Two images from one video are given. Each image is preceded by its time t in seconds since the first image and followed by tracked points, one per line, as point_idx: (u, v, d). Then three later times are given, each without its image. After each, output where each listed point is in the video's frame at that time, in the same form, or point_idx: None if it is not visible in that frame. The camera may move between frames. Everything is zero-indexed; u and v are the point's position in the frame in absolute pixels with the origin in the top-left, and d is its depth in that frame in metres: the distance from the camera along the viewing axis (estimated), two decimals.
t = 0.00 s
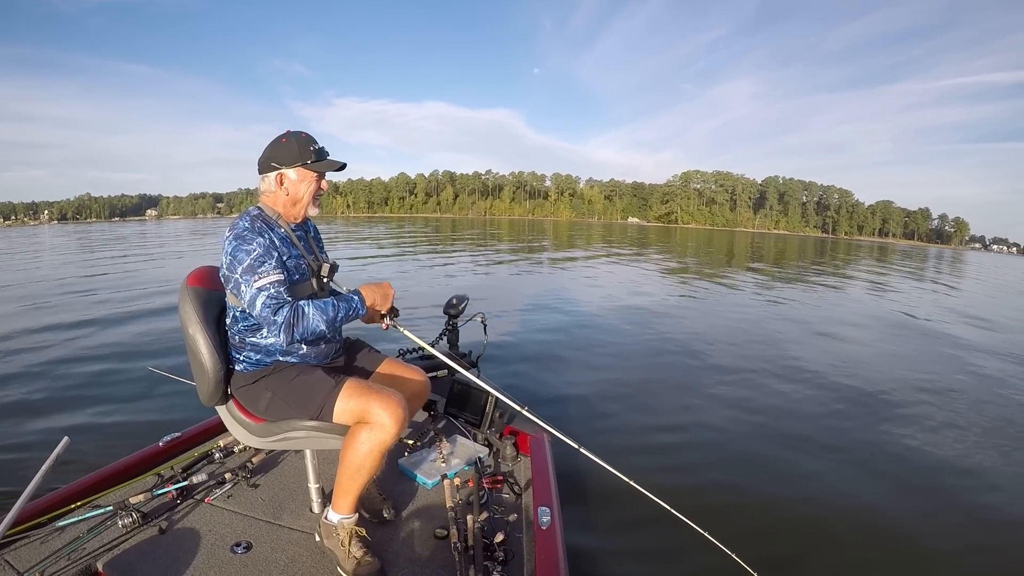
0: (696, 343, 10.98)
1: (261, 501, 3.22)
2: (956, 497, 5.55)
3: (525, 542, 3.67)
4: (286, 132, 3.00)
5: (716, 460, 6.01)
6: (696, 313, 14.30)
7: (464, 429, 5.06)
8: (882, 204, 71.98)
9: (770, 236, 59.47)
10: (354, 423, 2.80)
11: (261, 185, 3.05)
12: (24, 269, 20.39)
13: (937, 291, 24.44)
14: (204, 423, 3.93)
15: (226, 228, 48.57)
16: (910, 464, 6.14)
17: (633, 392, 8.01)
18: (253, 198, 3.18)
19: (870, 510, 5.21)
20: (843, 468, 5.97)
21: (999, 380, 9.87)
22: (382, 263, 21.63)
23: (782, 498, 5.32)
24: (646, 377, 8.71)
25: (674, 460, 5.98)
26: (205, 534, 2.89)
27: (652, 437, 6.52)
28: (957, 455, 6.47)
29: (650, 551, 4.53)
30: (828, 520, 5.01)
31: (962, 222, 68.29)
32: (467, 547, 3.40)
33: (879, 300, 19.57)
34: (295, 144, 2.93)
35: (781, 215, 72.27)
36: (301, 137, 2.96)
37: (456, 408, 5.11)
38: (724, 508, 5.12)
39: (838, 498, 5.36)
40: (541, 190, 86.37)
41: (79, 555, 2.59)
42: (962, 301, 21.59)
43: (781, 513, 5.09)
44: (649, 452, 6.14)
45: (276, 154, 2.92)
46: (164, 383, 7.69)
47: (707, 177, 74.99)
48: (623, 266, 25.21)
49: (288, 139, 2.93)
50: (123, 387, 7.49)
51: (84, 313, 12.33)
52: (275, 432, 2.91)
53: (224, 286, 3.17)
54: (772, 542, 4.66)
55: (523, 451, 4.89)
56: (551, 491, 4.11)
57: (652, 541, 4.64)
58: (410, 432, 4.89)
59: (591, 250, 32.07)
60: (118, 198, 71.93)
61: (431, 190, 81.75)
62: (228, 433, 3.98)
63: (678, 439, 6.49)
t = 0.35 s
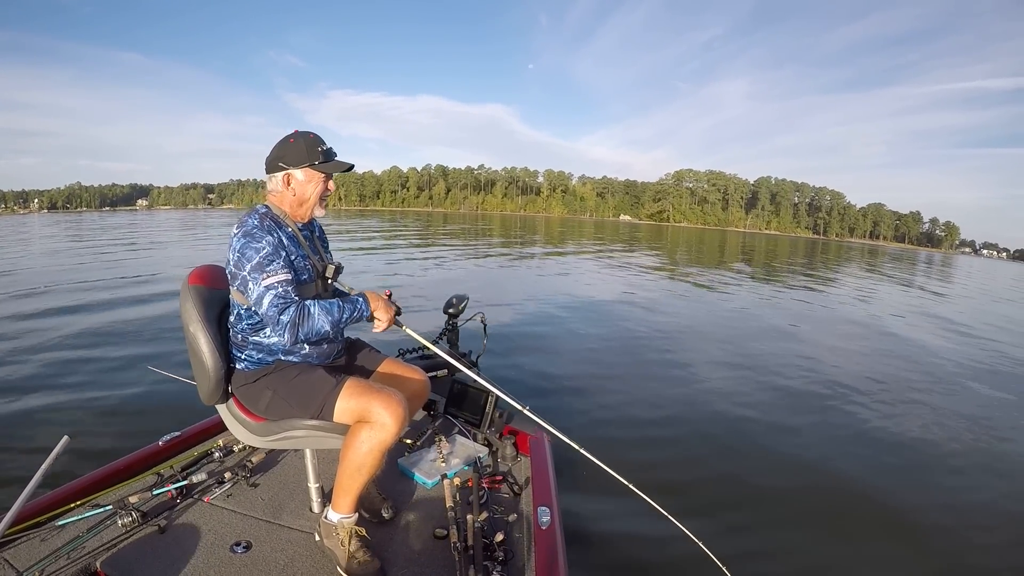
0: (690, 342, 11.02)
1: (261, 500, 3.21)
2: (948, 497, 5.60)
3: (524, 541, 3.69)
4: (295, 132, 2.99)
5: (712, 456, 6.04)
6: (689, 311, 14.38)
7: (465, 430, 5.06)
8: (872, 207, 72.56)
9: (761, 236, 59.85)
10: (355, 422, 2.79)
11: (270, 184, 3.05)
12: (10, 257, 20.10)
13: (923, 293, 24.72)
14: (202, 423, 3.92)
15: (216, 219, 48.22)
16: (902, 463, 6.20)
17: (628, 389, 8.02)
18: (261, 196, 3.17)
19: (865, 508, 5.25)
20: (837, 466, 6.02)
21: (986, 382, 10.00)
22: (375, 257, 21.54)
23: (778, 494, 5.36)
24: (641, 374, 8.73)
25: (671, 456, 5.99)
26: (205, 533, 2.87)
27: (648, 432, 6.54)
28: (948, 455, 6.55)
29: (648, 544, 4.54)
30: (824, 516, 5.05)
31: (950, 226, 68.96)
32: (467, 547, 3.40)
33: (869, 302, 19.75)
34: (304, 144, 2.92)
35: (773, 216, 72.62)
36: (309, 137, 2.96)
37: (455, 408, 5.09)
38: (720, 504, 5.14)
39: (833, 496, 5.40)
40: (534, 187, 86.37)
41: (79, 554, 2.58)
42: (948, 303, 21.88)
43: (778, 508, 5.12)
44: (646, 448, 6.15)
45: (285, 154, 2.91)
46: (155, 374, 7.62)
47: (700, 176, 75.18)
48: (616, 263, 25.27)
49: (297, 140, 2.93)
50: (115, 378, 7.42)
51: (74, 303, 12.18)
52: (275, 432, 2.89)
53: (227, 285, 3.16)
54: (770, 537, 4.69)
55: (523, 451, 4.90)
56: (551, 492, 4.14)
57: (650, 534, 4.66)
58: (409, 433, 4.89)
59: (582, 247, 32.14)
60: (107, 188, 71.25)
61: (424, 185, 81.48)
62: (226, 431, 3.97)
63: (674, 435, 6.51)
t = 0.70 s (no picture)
0: (686, 342, 11.06)
1: (260, 501, 3.21)
2: (944, 492, 5.64)
3: (524, 541, 3.71)
4: (296, 133, 3.01)
5: (709, 454, 6.07)
6: (683, 312, 14.43)
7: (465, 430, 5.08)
8: (864, 207, 73.03)
9: (753, 237, 60.17)
10: (354, 422, 2.79)
11: (269, 184, 3.06)
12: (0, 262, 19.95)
13: (916, 293, 24.87)
14: (201, 424, 3.90)
15: (208, 224, 48.03)
16: (898, 459, 6.24)
17: (625, 388, 8.04)
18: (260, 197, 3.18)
19: (863, 503, 5.28)
20: (834, 462, 6.05)
21: (978, 381, 10.09)
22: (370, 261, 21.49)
23: (776, 490, 5.38)
24: (638, 374, 8.76)
25: (669, 454, 6.02)
26: (204, 533, 2.87)
27: (646, 431, 6.55)
28: (942, 451, 6.60)
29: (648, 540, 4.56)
30: (822, 512, 5.08)
31: (942, 226, 69.49)
32: (467, 547, 3.40)
33: (863, 302, 19.83)
34: (305, 145, 2.93)
35: (766, 216, 72.94)
36: (310, 138, 2.97)
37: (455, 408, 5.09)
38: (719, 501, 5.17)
39: (830, 491, 5.43)
40: (526, 189, 86.46)
41: (79, 555, 2.57)
42: (939, 303, 22.03)
43: (776, 504, 5.15)
44: (644, 447, 6.17)
45: (285, 154, 2.93)
46: (150, 378, 7.57)
47: (693, 178, 75.44)
48: (610, 265, 25.28)
49: (297, 140, 2.94)
50: (111, 384, 7.36)
51: (67, 307, 12.10)
52: (276, 432, 2.89)
53: (226, 286, 3.16)
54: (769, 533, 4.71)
55: (523, 451, 4.92)
56: (551, 492, 4.16)
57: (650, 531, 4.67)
58: (410, 433, 4.90)
59: (575, 250, 32.21)
60: (100, 192, 70.97)
61: (417, 188, 81.39)
62: (225, 431, 3.95)
63: (671, 433, 6.54)
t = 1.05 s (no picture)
0: (684, 339, 11.10)
1: (261, 501, 3.24)
2: (942, 477, 5.69)
3: (524, 540, 3.75)
4: (287, 133, 3.05)
5: (708, 447, 6.11)
6: (682, 310, 14.47)
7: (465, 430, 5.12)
8: (857, 201, 73.29)
9: (748, 235, 60.40)
10: (356, 422, 2.83)
11: (262, 184, 3.11)
12: None
13: (913, 285, 24.92)
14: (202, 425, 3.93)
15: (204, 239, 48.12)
16: (896, 447, 6.29)
17: (624, 385, 8.08)
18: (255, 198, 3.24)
19: (860, 489, 5.32)
20: (833, 451, 6.10)
21: (975, 369, 10.13)
22: (367, 271, 21.51)
23: (775, 481, 5.41)
24: (636, 372, 8.80)
25: (668, 448, 6.05)
26: (205, 534, 2.91)
27: (644, 427, 6.59)
28: (940, 438, 6.65)
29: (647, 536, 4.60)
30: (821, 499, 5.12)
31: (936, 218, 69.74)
32: (468, 547, 3.44)
33: (860, 295, 19.91)
34: (295, 144, 2.97)
35: (760, 214, 73.11)
36: (301, 137, 3.01)
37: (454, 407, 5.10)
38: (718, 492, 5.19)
39: (828, 479, 5.47)
40: (520, 195, 86.71)
41: (79, 555, 2.60)
42: (936, 294, 22.10)
43: (775, 494, 5.19)
44: (643, 442, 6.21)
45: (277, 154, 2.98)
46: (152, 390, 7.61)
47: (686, 178, 75.69)
48: (607, 268, 25.32)
49: (288, 140, 2.99)
50: (111, 397, 7.37)
51: (66, 324, 12.14)
52: (276, 432, 2.93)
53: (225, 286, 3.20)
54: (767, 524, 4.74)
55: (523, 452, 4.96)
56: (552, 493, 4.20)
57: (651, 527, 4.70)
58: (410, 433, 4.94)
59: (572, 254, 32.30)
60: (94, 211, 70.89)
61: (411, 197, 81.44)
62: (226, 433, 3.98)
63: (670, 428, 6.58)
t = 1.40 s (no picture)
0: (681, 339, 11.14)
1: (261, 502, 3.25)
2: (938, 472, 5.74)
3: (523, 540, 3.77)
4: (285, 132, 3.07)
5: (707, 446, 6.14)
6: (677, 310, 14.52)
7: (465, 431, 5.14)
8: (851, 198, 73.57)
9: (742, 234, 60.62)
10: (359, 422, 2.84)
11: (261, 184, 3.12)
12: None
13: (907, 280, 25.05)
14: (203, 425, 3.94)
15: (199, 246, 48.06)
16: (893, 443, 6.33)
17: (622, 385, 8.10)
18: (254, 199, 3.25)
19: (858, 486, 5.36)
20: (830, 448, 6.14)
21: (970, 364, 10.21)
22: (362, 275, 21.48)
23: (773, 478, 5.45)
24: (634, 371, 8.83)
25: (667, 447, 6.07)
26: (205, 534, 2.91)
27: (643, 426, 6.61)
28: (935, 433, 6.71)
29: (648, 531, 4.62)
30: (819, 496, 5.16)
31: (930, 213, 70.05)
32: (468, 548, 3.45)
33: (855, 292, 20.01)
34: (294, 143, 2.99)
35: (754, 212, 73.33)
36: (300, 137, 3.03)
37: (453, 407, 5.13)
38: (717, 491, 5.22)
39: (826, 476, 5.51)
40: (515, 197, 86.83)
41: (79, 556, 2.60)
42: (931, 290, 22.23)
43: (773, 491, 5.22)
44: (642, 441, 6.23)
45: (276, 154, 3.00)
46: (150, 397, 7.61)
47: (680, 177, 75.86)
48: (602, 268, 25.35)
49: (287, 140, 3.00)
50: (108, 406, 7.36)
51: (63, 334, 12.12)
52: (276, 433, 2.94)
53: (226, 287, 3.22)
54: (765, 520, 4.77)
55: (523, 452, 4.97)
56: (551, 493, 4.22)
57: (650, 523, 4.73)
58: (410, 433, 4.96)
59: (568, 255, 32.36)
60: (88, 219, 70.61)
61: (406, 201, 81.37)
62: (226, 433, 3.98)
63: (669, 427, 6.60)
